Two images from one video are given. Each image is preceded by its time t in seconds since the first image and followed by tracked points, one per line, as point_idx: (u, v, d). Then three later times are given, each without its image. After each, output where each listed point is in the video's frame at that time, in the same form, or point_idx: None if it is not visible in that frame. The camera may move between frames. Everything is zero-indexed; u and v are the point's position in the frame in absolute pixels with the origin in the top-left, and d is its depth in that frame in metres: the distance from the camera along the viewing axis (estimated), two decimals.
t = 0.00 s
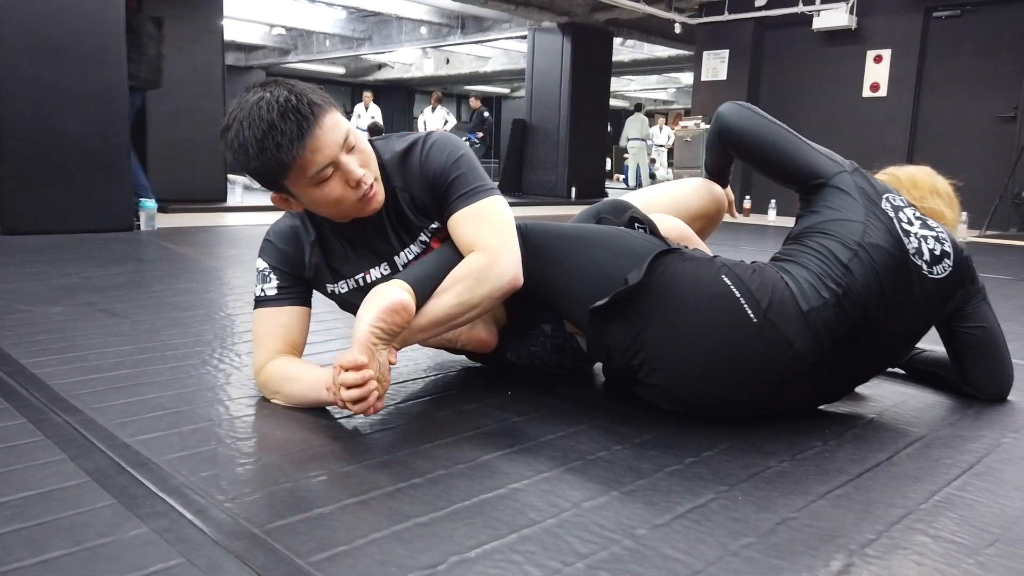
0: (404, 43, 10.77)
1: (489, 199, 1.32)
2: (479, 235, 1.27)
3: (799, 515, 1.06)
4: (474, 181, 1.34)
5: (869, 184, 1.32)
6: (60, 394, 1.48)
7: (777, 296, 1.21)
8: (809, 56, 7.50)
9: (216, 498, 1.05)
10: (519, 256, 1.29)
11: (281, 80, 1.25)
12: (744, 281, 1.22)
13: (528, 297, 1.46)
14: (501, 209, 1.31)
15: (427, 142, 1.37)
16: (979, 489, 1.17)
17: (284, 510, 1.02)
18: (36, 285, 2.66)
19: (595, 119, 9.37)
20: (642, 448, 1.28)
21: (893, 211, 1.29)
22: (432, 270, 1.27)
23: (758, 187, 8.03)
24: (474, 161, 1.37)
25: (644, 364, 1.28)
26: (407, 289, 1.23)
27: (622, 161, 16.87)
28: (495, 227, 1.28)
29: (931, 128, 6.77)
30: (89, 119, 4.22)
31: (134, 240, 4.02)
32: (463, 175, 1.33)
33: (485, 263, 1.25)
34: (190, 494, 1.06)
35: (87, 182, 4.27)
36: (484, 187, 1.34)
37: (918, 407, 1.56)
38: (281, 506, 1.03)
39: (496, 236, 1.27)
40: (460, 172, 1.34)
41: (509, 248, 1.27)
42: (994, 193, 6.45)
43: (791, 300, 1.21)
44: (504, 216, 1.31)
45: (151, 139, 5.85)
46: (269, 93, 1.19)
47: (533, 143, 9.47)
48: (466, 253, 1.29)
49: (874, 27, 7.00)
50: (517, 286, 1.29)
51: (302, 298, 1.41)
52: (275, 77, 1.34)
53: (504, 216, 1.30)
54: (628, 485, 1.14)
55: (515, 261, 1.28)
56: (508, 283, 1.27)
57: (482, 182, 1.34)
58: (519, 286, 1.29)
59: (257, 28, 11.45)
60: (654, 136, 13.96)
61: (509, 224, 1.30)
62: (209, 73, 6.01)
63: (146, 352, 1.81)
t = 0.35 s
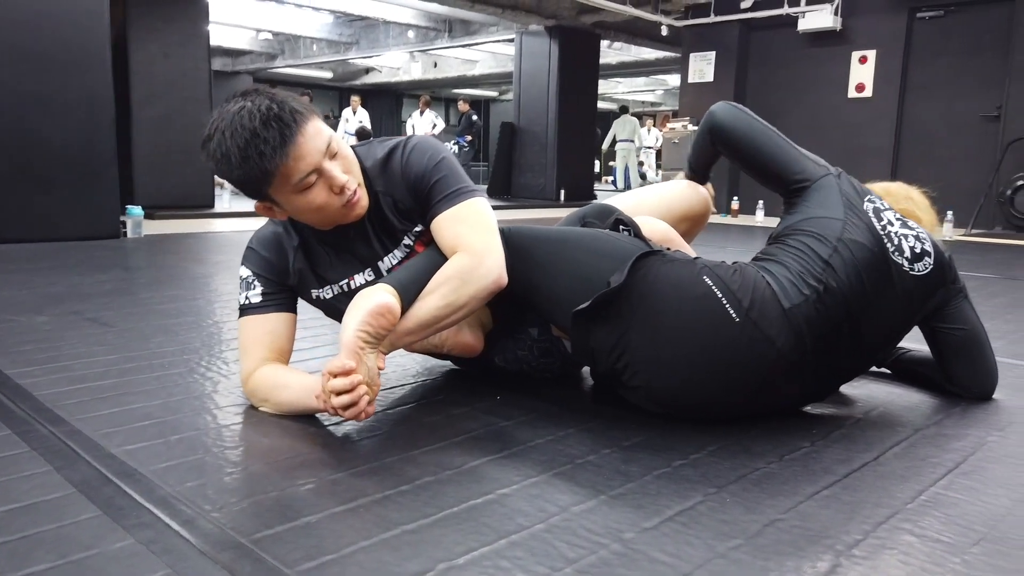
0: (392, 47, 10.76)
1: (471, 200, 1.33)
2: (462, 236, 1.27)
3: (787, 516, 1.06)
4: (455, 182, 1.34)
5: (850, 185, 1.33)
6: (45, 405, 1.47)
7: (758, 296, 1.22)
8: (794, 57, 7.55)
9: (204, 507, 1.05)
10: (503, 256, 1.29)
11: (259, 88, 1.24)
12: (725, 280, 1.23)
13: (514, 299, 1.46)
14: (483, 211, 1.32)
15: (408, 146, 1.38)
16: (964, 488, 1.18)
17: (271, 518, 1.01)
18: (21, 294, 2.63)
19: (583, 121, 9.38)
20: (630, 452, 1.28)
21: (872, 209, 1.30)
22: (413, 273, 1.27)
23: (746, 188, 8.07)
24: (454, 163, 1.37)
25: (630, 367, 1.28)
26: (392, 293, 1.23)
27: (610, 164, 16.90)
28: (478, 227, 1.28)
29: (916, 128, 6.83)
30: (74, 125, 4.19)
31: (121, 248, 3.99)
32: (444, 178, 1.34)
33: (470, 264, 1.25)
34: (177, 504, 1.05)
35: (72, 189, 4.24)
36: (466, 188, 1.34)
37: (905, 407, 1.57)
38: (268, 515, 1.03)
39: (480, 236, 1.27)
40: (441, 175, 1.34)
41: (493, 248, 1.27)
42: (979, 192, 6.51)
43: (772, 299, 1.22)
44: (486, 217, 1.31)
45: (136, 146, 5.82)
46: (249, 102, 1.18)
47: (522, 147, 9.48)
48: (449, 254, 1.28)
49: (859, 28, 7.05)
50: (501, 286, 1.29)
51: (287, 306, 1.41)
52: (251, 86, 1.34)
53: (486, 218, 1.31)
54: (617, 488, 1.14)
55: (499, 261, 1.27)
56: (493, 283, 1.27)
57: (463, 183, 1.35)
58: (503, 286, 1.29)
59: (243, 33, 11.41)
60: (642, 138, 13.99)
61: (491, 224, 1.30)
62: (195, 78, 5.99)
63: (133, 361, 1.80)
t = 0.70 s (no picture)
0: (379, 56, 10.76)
1: (457, 209, 1.32)
2: (449, 243, 1.27)
3: (777, 525, 1.06)
4: (440, 191, 1.34)
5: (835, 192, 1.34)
6: (30, 422, 1.45)
7: (745, 304, 1.23)
8: (780, 63, 7.60)
9: (192, 525, 1.04)
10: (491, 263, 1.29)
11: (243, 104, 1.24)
12: (712, 289, 1.23)
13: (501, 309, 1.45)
14: (469, 218, 1.32)
15: (392, 156, 1.38)
16: (953, 494, 1.18)
17: (260, 535, 1.01)
18: (6, 309, 2.61)
19: (571, 128, 9.41)
20: (621, 461, 1.28)
21: (860, 218, 1.31)
22: (402, 286, 1.26)
23: (734, 193, 8.11)
24: (439, 172, 1.37)
25: (619, 377, 1.28)
26: (381, 304, 1.23)
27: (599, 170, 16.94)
28: (465, 235, 1.28)
29: (900, 132, 6.88)
30: (60, 137, 4.16)
31: (107, 260, 3.96)
32: (429, 187, 1.34)
33: (456, 270, 1.24)
34: (164, 522, 1.04)
35: (57, 202, 4.21)
36: (450, 197, 1.33)
37: (894, 412, 1.57)
38: (257, 532, 1.02)
39: (466, 244, 1.27)
40: (426, 184, 1.34)
41: (480, 254, 1.27)
42: (964, 195, 6.57)
43: (759, 307, 1.23)
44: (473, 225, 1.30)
45: (123, 157, 5.79)
46: (233, 117, 1.18)
47: (510, 154, 9.50)
48: (438, 263, 1.28)
49: (843, 34, 7.11)
50: (490, 293, 1.29)
51: (274, 319, 1.40)
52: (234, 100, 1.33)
53: (472, 225, 1.30)
54: (608, 499, 1.14)
55: (487, 268, 1.27)
56: (481, 289, 1.26)
57: (448, 192, 1.35)
58: (492, 292, 1.29)
59: (230, 43, 11.39)
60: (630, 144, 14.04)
61: (477, 232, 1.30)
62: (182, 89, 5.97)
63: (120, 376, 1.78)
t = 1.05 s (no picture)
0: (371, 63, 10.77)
1: (448, 221, 1.29)
2: (432, 256, 1.23)
3: (771, 530, 1.06)
4: (435, 201, 1.31)
5: (837, 195, 1.33)
6: (21, 433, 1.44)
7: (747, 313, 1.23)
8: (770, 69, 7.65)
9: (185, 536, 1.03)
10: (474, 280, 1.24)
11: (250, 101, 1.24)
12: (714, 297, 1.23)
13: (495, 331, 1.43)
14: (459, 233, 1.27)
15: (392, 166, 1.36)
16: (946, 497, 1.18)
17: (252, 545, 1.00)
18: None
19: (563, 134, 9.42)
20: (615, 467, 1.28)
21: (859, 221, 1.31)
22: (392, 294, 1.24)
23: (726, 198, 8.13)
24: (438, 183, 1.36)
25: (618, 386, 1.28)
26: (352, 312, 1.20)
27: (591, 176, 16.99)
28: (450, 250, 1.23)
29: (890, 136, 6.92)
30: (50, 146, 4.15)
31: (98, 270, 3.94)
32: (424, 196, 1.32)
33: (429, 282, 1.20)
34: (155, 532, 1.03)
35: (48, 211, 4.19)
36: (444, 207, 1.31)
37: (886, 416, 1.58)
38: (249, 542, 1.01)
39: (449, 258, 1.22)
40: (422, 194, 1.32)
41: (457, 268, 1.21)
42: (954, 199, 6.61)
43: (760, 316, 1.23)
44: (460, 239, 1.26)
45: (114, 165, 5.76)
46: (241, 108, 1.18)
47: (503, 160, 9.51)
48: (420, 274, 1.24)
49: (832, 39, 7.16)
50: (468, 309, 1.22)
51: (270, 331, 1.39)
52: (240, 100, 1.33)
53: (460, 240, 1.26)
54: (602, 506, 1.13)
55: (467, 284, 1.21)
56: (457, 304, 1.20)
57: (442, 202, 1.32)
58: (470, 307, 1.22)
59: (221, 51, 11.38)
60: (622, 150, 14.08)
61: (464, 248, 1.25)
62: (173, 97, 5.96)
63: (112, 385, 1.77)
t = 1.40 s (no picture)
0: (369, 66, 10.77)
1: (461, 237, 1.27)
2: (447, 277, 1.22)
3: (776, 533, 1.06)
4: (450, 215, 1.29)
5: (879, 213, 1.30)
6: (22, 438, 1.43)
7: (768, 332, 1.22)
8: (768, 71, 7.66)
9: (188, 541, 1.02)
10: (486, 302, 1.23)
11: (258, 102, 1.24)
12: (737, 316, 1.22)
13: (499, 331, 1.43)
14: (472, 247, 1.26)
15: (406, 176, 1.34)
16: (951, 500, 1.18)
17: (256, 551, 0.99)
18: None
19: (561, 137, 9.43)
20: (618, 471, 1.28)
21: (895, 246, 1.30)
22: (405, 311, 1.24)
23: (724, 200, 8.14)
24: (452, 195, 1.33)
25: (630, 393, 1.27)
26: (363, 335, 1.19)
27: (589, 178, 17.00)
28: (464, 270, 1.22)
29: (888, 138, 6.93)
30: (48, 150, 4.14)
31: (96, 274, 3.93)
32: (439, 210, 1.29)
33: (445, 305, 1.19)
34: (158, 538, 1.03)
35: (46, 216, 4.18)
36: (460, 225, 1.29)
37: (889, 419, 1.58)
38: (253, 547, 1.01)
39: (463, 280, 1.21)
40: (436, 207, 1.30)
41: (472, 290, 1.21)
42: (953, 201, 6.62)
43: (782, 337, 1.22)
44: (473, 255, 1.25)
45: (112, 168, 5.75)
46: (248, 107, 1.18)
47: (501, 163, 9.51)
48: (432, 293, 1.23)
49: (829, 42, 7.17)
50: (481, 330, 1.23)
51: (273, 337, 1.38)
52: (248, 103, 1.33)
53: (473, 258, 1.24)
54: (606, 510, 1.13)
55: (481, 307, 1.21)
56: (470, 327, 1.21)
57: (457, 217, 1.30)
58: (484, 330, 1.23)
59: (219, 55, 11.38)
60: (620, 153, 14.09)
61: (478, 268, 1.24)
62: (171, 101, 5.96)
63: (113, 389, 1.77)
